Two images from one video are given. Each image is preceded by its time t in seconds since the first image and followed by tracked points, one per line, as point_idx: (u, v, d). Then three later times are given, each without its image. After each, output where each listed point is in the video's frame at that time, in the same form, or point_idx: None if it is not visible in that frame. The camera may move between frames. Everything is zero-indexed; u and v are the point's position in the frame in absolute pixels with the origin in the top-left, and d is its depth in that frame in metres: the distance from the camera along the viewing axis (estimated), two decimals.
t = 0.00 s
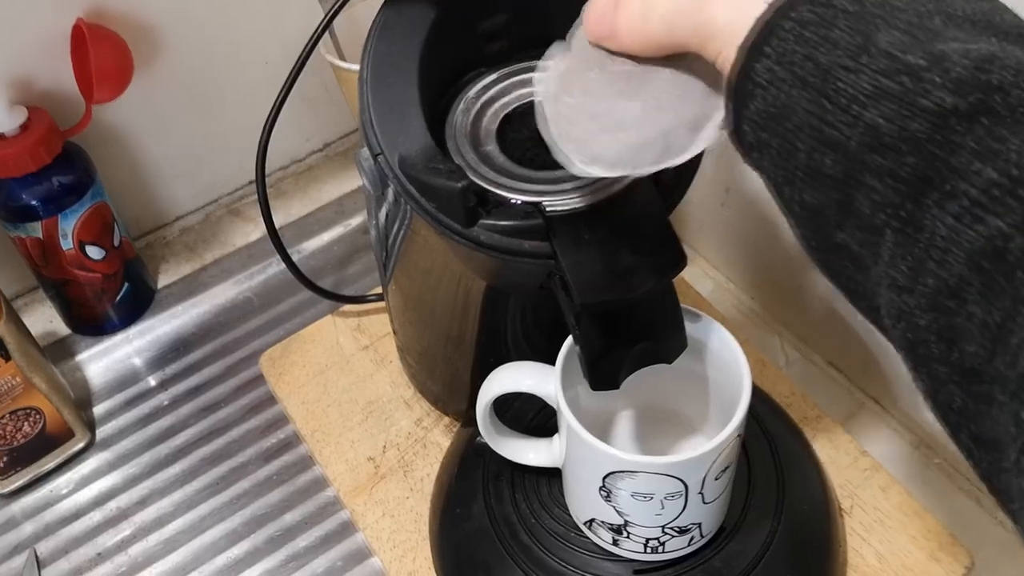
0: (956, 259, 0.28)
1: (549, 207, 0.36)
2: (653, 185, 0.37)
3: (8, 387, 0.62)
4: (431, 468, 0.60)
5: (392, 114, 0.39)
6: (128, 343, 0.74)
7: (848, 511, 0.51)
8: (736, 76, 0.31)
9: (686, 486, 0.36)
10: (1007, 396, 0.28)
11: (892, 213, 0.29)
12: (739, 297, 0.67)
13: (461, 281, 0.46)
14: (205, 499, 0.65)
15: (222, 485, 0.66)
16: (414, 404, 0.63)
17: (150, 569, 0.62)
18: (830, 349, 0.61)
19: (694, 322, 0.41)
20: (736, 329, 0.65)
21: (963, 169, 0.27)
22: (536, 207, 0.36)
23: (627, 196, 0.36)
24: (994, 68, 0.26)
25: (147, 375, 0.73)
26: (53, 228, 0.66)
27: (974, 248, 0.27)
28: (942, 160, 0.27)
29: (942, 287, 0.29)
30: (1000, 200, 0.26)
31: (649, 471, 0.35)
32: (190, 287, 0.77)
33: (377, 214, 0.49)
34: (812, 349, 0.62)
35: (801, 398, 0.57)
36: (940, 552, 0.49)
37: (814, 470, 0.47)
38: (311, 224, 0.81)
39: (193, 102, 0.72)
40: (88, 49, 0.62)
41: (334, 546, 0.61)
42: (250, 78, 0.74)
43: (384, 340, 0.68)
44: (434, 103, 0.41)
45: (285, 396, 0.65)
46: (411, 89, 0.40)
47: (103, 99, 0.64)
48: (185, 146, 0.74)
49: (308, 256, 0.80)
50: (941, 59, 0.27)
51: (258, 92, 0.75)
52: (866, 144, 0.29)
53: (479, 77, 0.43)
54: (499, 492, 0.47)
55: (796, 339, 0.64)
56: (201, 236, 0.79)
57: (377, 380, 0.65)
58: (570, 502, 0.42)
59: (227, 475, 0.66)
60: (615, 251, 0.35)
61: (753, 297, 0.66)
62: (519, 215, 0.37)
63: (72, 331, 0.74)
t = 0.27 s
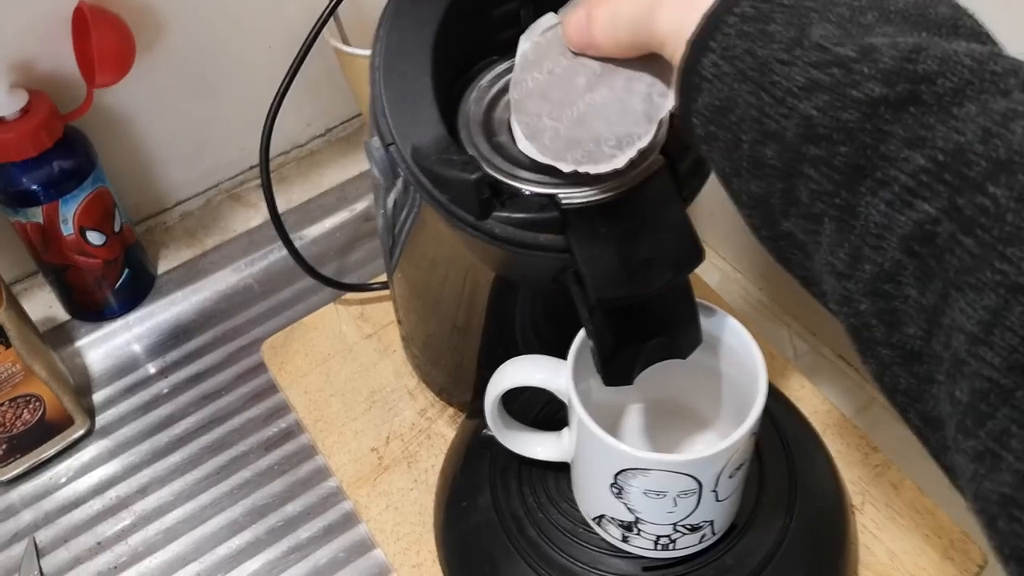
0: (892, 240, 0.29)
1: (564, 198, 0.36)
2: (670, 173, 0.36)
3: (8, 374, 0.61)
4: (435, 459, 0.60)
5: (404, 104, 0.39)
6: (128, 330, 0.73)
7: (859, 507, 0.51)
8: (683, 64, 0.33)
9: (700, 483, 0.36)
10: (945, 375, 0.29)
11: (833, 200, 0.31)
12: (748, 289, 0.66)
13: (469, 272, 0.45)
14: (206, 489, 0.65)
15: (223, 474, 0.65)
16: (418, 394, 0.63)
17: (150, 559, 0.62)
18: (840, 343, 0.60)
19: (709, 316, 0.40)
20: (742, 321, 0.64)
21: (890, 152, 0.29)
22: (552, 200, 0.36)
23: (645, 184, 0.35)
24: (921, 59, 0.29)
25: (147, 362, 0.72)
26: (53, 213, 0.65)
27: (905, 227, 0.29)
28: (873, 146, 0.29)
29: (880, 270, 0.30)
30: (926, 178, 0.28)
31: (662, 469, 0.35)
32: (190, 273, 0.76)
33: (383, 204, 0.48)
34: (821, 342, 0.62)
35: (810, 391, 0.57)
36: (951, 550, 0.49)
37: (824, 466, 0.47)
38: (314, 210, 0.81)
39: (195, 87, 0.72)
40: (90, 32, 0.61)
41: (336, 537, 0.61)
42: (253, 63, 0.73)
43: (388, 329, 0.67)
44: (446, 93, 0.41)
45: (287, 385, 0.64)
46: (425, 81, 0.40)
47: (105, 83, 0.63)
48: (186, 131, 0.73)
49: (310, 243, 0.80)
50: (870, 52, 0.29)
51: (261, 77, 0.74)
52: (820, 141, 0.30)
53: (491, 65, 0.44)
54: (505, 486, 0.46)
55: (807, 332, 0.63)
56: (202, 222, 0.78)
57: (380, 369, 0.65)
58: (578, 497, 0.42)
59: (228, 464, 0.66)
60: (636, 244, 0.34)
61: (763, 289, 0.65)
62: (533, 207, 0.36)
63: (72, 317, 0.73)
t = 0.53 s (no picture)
0: (854, 272, 0.28)
1: (579, 192, 0.35)
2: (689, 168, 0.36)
3: (14, 362, 0.61)
4: (443, 452, 0.59)
5: (418, 95, 0.39)
6: (135, 317, 0.73)
7: (871, 505, 0.50)
8: (649, 97, 0.31)
9: (712, 481, 0.35)
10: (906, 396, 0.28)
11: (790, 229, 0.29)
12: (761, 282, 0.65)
13: (480, 265, 0.45)
14: (212, 479, 0.65)
15: (229, 464, 0.65)
16: (427, 385, 0.63)
17: (156, 549, 0.62)
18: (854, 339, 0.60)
19: (724, 312, 0.40)
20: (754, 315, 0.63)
21: (856, 180, 0.27)
22: (567, 194, 0.36)
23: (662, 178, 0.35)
24: (875, 91, 0.27)
25: (153, 350, 0.72)
26: (61, 200, 0.65)
27: (870, 255, 0.28)
28: (836, 171, 0.28)
29: (841, 301, 0.28)
30: (892, 203, 0.27)
31: (675, 467, 0.34)
32: (197, 261, 0.76)
33: (393, 195, 0.48)
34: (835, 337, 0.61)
35: (822, 386, 0.56)
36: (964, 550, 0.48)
37: (836, 464, 0.46)
38: (322, 198, 0.80)
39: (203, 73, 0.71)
40: (99, 17, 0.61)
41: (343, 529, 0.61)
42: (263, 50, 0.73)
43: (396, 319, 0.67)
44: (461, 83, 0.41)
45: (294, 375, 0.64)
46: (440, 73, 0.39)
47: (113, 70, 0.63)
48: (194, 119, 0.73)
49: (319, 232, 0.79)
50: (826, 88, 0.28)
51: (270, 64, 0.74)
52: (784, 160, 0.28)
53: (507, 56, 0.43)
54: (514, 480, 0.46)
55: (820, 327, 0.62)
56: (210, 210, 0.78)
57: (389, 360, 0.64)
58: (588, 493, 0.41)
59: (235, 454, 0.66)
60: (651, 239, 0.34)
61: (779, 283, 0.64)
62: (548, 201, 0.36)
63: (78, 304, 0.73)
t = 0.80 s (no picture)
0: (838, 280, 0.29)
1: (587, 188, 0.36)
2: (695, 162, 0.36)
3: (19, 354, 0.61)
4: (448, 447, 0.59)
5: (426, 89, 0.38)
6: (140, 310, 0.73)
7: (877, 504, 0.50)
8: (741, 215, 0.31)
9: (719, 479, 0.35)
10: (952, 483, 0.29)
11: (778, 242, 0.30)
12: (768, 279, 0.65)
13: (486, 261, 0.44)
14: (216, 472, 0.65)
15: (233, 458, 0.65)
16: (432, 380, 0.62)
17: (160, 542, 0.62)
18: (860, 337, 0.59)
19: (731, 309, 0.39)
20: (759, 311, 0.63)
21: (836, 190, 0.29)
22: (574, 189, 0.36)
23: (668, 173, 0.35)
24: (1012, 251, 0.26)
25: (158, 343, 0.72)
26: (66, 192, 0.64)
27: (902, 315, 0.28)
28: (818, 182, 0.29)
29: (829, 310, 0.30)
30: (869, 208, 0.28)
31: (682, 465, 0.34)
32: (203, 254, 0.76)
33: (400, 190, 0.48)
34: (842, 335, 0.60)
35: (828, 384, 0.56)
36: (971, 550, 0.48)
37: (843, 463, 0.46)
38: (328, 192, 0.80)
39: (210, 66, 0.71)
40: (105, 9, 0.61)
41: (347, 523, 0.61)
42: (269, 42, 0.72)
43: (401, 313, 0.67)
44: (469, 78, 0.41)
45: (299, 369, 0.64)
46: (447, 66, 0.39)
47: (119, 61, 0.62)
48: (200, 111, 0.73)
49: (325, 226, 0.79)
50: (960, 244, 0.27)
51: (276, 57, 0.74)
52: (771, 180, 0.30)
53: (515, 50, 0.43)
54: (519, 477, 0.46)
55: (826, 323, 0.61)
56: (216, 203, 0.78)
57: (394, 355, 0.64)
58: (594, 490, 0.41)
59: (239, 448, 0.66)
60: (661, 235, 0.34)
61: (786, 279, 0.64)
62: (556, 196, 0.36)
63: (84, 297, 0.73)
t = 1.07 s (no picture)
0: (829, 328, 0.28)
1: (592, 186, 0.36)
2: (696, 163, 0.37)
3: (23, 349, 0.61)
4: (451, 444, 0.59)
5: (431, 86, 0.38)
6: (145, 305, 0.73)
7: (880, 502, 0.50)
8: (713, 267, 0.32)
9: (722, 477, 0.35)
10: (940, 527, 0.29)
11: (770, 291, 0.30)
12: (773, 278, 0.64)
13: (490, 258, 0.44)
14: (220, 468, 0.65)
15: (237, 454, 0.65)
16: (436, 377, 0.62)
17: (164, 538, 0.62)
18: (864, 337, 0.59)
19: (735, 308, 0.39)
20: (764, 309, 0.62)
21: (825, 241, 0.29)
22: (579, 186, 0.36)
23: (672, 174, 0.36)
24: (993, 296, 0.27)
25: (162, 339, 0.72)
26: (70, 187, 0.64)
27: (887, 369, 0.28)
28: (806, 233, 0.29)
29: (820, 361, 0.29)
30: (855, 261, 0.28)
31: (686, 462, 0.34)
32: (207, 251, 0.76)
33: (403, 186, 0.48)
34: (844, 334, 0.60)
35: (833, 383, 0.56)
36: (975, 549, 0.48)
37: (847, 462, 0.46)
38: (332, 188, 0.80)
39: (214, 62, 0.71)
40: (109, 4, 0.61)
41: (351, 520, 0.61)
42: (274, 38, 0.72)
43: (405, 311, 0.67)
44: (473, 74, 0.41)
45: (303, 365, 0.64)
46: (450, 62, 0.39)
47: (124, 56, 0.63)
48: (204, 107, 0.73)
49: (329, 222, 0.79)
50: (941, 293, 0.27)
51: (281, 52, 0.74)
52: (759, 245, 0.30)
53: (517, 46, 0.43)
54: (523, 474, 0.46)
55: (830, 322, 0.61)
56: (220, 199, 0.78)
57: (398, 352, 0.64)
58: (597, 488, 0.41)
59: (243, 444, 0.66)
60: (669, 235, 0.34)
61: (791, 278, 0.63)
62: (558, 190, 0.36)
63: (88, 292, 0.73)
